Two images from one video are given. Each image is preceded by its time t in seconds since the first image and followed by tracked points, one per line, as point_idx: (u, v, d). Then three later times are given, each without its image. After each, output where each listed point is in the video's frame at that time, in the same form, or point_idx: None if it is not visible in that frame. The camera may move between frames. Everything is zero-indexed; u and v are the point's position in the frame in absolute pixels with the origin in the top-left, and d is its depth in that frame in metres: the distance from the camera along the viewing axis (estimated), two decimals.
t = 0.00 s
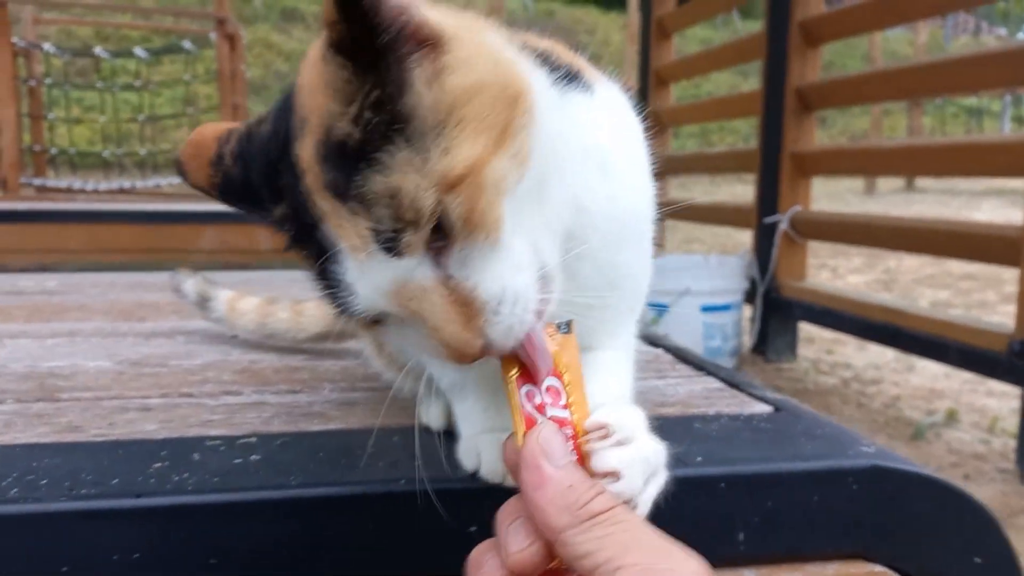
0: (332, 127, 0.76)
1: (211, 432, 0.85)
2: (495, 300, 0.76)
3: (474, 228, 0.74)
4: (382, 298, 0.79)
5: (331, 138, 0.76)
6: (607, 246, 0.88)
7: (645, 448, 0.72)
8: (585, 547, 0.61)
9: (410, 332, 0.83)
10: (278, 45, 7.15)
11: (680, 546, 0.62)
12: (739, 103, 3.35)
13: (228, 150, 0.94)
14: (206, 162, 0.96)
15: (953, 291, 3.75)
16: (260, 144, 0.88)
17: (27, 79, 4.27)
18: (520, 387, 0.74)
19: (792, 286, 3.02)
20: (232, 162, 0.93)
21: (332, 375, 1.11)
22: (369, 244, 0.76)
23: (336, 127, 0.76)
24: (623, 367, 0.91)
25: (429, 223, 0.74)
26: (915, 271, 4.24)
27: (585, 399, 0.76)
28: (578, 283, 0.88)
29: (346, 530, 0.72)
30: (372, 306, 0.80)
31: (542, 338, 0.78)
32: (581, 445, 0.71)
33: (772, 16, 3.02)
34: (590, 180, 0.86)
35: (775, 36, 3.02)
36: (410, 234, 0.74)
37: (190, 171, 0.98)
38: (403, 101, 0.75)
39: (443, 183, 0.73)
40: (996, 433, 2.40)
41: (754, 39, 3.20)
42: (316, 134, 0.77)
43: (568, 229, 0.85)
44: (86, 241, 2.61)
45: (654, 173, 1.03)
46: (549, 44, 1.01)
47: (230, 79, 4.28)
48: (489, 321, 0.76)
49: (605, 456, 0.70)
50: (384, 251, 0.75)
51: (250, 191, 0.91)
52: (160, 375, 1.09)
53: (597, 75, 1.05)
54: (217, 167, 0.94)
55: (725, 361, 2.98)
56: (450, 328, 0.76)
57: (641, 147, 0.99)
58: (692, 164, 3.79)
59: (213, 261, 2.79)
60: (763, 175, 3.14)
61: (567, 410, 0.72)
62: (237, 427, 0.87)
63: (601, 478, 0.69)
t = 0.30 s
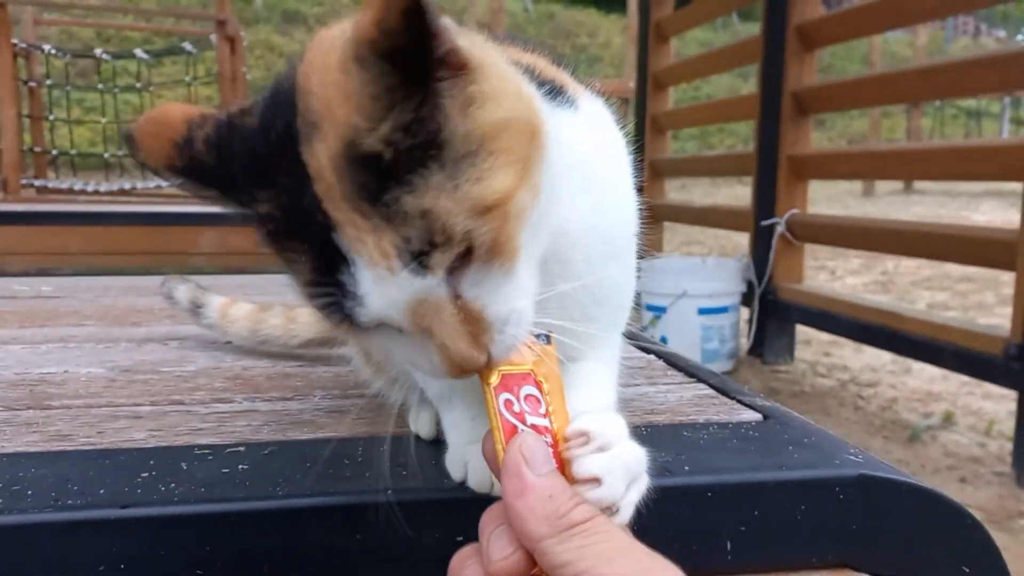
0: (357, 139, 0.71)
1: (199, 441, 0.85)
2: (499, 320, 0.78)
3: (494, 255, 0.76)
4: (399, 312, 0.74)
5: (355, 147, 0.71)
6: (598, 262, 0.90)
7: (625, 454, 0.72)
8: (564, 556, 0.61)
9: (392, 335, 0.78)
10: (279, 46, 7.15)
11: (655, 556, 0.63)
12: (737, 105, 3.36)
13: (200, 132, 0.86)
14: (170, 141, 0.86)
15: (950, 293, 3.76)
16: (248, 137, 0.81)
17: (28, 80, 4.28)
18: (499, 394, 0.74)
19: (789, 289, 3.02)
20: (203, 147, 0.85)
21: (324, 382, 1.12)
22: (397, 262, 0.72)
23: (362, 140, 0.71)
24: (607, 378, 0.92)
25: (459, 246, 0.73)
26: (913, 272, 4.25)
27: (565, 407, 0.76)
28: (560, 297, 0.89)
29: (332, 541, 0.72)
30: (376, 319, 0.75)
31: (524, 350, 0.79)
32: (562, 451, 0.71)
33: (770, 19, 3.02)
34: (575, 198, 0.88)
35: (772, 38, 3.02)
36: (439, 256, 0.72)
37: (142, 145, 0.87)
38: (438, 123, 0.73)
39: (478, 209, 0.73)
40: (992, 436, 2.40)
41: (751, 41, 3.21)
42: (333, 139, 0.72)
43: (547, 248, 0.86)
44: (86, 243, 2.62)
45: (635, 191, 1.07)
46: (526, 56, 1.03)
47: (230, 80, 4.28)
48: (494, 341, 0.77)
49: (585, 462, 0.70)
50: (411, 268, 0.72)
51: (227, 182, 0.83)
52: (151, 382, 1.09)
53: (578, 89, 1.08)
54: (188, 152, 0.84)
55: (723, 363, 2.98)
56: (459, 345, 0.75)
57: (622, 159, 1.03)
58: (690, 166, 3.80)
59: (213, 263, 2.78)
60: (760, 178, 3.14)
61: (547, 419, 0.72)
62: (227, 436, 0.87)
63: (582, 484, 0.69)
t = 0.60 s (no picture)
0: (407, 96, 0.75)
1: (199, 441, 0.85)
2: (499, 309, 0.76)
3: (515, 242, 0.78)
4: (407, 283, 0.72)
5: (401, 104, 0.74)
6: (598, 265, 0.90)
7: (630, 460, 0.72)
8: (568, 562, 0.60)
9: (387, 315, 0.79)
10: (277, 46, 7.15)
11: (661, 562, 0.62)
12: (737, 105, 3.36)
13: (212, 69, 0.84)
14: (174, 72, 0.85)
15: (951, 293, 3.75)
16: (266, 78, 0.80)
17: (26, 81, 4.27)
18: (503, 404, 0.72)
19: (790, 288, 3.01)
20: (209, 82, 0.83)
21: (324, 382, 1.11)
22: (422, 224, 0.72)
23: (412, 97, 0.75)
24: (604, 375, 0.92)
25: (486, 226, 0.75)
26: (913, 273, 4.25)
27: (568, 415, 0.75)
28: (558, 290, 0.89)
29: (334, 541, 0.72)
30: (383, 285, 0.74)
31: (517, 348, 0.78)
32: (565, 458, 0.71)
33: (770, 18, 3.01)
34: (573, 194, 0.87)
35: (773, 38, 3.01)
36: (467, 228, 0.73)
37: (147, 70, 0.85)
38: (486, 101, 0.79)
39: (509, 189, 0.77)
40: (993, 436, 2.40)
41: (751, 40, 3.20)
42: (378, 91, 0.74)
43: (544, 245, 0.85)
44: (85, 244, 2.61)
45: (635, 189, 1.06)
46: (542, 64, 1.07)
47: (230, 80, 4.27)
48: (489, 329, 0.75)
49: (589, 469, 0.70)
50: (433, 237, 0.72)
51: (232, 119, 0.81)
52: (151, 382, 1.08)
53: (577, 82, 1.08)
54: (191, 81, 0.83)
55: (723, 363, 2.98)
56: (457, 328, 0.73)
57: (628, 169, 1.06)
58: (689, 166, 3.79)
59: (210, 264, 2.79)
60: (760, 178, 3.13)
61: (551, 427, 0.72)
62: (228, 435, 0.87)
63: (585, 491, 0.69)
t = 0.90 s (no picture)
0: (437, 128, 0.75)
1: (200, 440, 0.84)
2: (534, 329, 0.78)
3: (549, 262, 0.79)
4: (454, 312, 0.72)
5: (431, 136, 0.75)
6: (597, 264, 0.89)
7: (636, 465, 0.71)
8: (580, 564, 0.60)
9: (419, 343, 0.78)
10: (274, 47, 7.14)
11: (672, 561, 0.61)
12: (735, 105, 3.36)
13: (216, 102, 0.78)
14: (175, 107, 0.77)
15: (948, 293, 3.75)
16: (279, 112, 0.78)
17: (22, 81, 4.25)
18: (512, 408, 0.73)
19: (788, 288, 3.01)
20: (216, 119, 0.77)
21: (324, 382, 1.10)
22: (466, 256, 0.72)
23: (441, 129, 0.75)
24: (606, 377, 0.91)
25: (526, 250, 0.76)
26: (910, 273, 4.25)
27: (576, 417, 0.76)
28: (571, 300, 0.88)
29: (336, 541, 0.71)
30: (426, 318, 0.73)
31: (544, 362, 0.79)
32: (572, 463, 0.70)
33: (768, 18, 3.01)
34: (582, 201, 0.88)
35: (771, 38, 3.01)
36: (510, 254, 0.75)
37: (141, 107, 0.77)
38: (513, 127, 0.79)
39: (543, 213, 0.78)
40: (991, 436, 2.40)
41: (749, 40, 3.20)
42: (405, 125, 0.74)
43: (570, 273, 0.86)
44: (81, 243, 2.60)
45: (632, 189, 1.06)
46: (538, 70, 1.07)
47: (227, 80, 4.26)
48: (527, 348, 0.77)
49: (596, 472, 0.69)
50: (479, 267, 0.73)
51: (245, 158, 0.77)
52: (150, 381, 1.08)
53: (575, 83, 1.08)
54: (194, 117, 0.76)
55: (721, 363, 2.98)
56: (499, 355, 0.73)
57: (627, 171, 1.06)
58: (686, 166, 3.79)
59: (208, 264, 2.78)
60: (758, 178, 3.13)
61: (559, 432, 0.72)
62: (228, 434, 0.86)
63: (592, 495, 0.68)
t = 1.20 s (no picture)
0: (439, 115, 0.74)
1: (197, 441, 0.83)
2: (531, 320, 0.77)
3: (546, 253, 0.78)
4: (454, 300, 0.72)
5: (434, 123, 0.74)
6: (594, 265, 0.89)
7: (648, 458, 0.71)
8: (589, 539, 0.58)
9: (413, 332, 0.76)
10: (274, 47, 7.14)
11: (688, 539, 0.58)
12: (734, 104, 3.35)
13: (211, 84, 0.78)
14: (167, 87, 0.77)
15: (948, 293, 3.75)
16: (275, 95, 0.76)
17: (21, 81, 4.24)
18: (517, 404, 0.72)
19: (787, 288, 3.01)
20: (210, 101, 0.77)
21: (323, 382, 1.09)
22: (467, 244, 0.72)
23: (444, 116, 0.74)
24: (606, 380, 0.90)
25: (526, 239, 0.76)
26: (909, 273, 4.24)
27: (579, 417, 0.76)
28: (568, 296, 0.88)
29: (336, 542, 0.70)
30: (424, 306, 0.72)
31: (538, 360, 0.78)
32: (579, 457, 0.70)
33: (768, 18, 3.00)
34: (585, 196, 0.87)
35: (771, 37, 3.00)
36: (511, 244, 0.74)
37: (132, 85, 0.77)
38: (516, 116, 0.78)
39: (543, 202, 0.78)
40: (991, 436, 2.39)
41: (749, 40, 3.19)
42: (408, 111, 0.73)
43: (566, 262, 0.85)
44: (79, 244, 2.59)
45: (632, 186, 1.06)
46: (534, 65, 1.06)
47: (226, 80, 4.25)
48: (524, 341, 0.76)
49: (602, 460, 0.68)
50: (479, 254, 0.72)
51: (239, 139, 0.77)
52: (148, 381, 1.07)
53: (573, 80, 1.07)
54: (188, 98, 0.76)
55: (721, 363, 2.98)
56: (496, 347, 0.73)
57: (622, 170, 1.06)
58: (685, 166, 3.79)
59: (207, 264, 2.77)
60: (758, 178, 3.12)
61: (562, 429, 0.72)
62: (226, 435, 0.85)
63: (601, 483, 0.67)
